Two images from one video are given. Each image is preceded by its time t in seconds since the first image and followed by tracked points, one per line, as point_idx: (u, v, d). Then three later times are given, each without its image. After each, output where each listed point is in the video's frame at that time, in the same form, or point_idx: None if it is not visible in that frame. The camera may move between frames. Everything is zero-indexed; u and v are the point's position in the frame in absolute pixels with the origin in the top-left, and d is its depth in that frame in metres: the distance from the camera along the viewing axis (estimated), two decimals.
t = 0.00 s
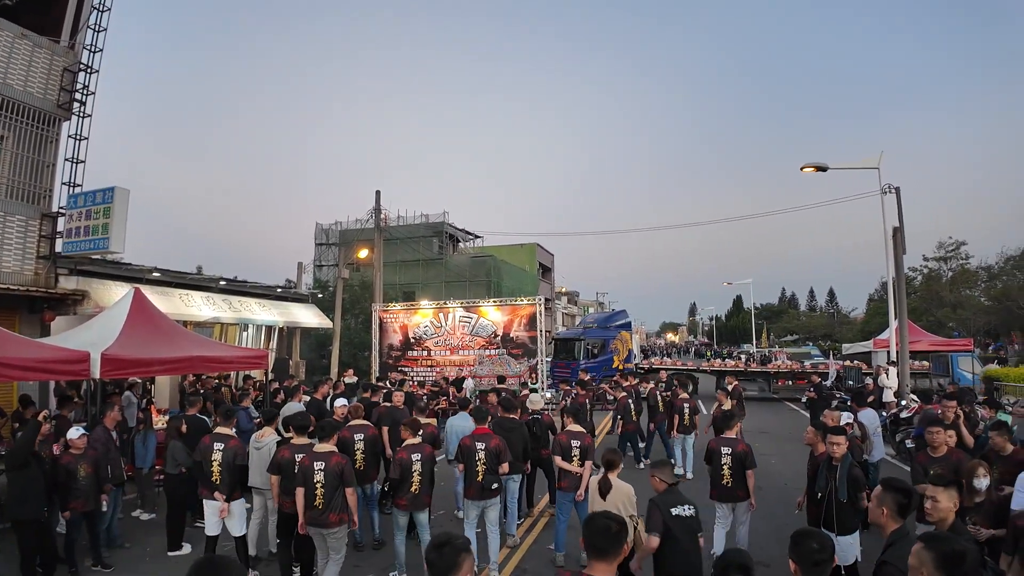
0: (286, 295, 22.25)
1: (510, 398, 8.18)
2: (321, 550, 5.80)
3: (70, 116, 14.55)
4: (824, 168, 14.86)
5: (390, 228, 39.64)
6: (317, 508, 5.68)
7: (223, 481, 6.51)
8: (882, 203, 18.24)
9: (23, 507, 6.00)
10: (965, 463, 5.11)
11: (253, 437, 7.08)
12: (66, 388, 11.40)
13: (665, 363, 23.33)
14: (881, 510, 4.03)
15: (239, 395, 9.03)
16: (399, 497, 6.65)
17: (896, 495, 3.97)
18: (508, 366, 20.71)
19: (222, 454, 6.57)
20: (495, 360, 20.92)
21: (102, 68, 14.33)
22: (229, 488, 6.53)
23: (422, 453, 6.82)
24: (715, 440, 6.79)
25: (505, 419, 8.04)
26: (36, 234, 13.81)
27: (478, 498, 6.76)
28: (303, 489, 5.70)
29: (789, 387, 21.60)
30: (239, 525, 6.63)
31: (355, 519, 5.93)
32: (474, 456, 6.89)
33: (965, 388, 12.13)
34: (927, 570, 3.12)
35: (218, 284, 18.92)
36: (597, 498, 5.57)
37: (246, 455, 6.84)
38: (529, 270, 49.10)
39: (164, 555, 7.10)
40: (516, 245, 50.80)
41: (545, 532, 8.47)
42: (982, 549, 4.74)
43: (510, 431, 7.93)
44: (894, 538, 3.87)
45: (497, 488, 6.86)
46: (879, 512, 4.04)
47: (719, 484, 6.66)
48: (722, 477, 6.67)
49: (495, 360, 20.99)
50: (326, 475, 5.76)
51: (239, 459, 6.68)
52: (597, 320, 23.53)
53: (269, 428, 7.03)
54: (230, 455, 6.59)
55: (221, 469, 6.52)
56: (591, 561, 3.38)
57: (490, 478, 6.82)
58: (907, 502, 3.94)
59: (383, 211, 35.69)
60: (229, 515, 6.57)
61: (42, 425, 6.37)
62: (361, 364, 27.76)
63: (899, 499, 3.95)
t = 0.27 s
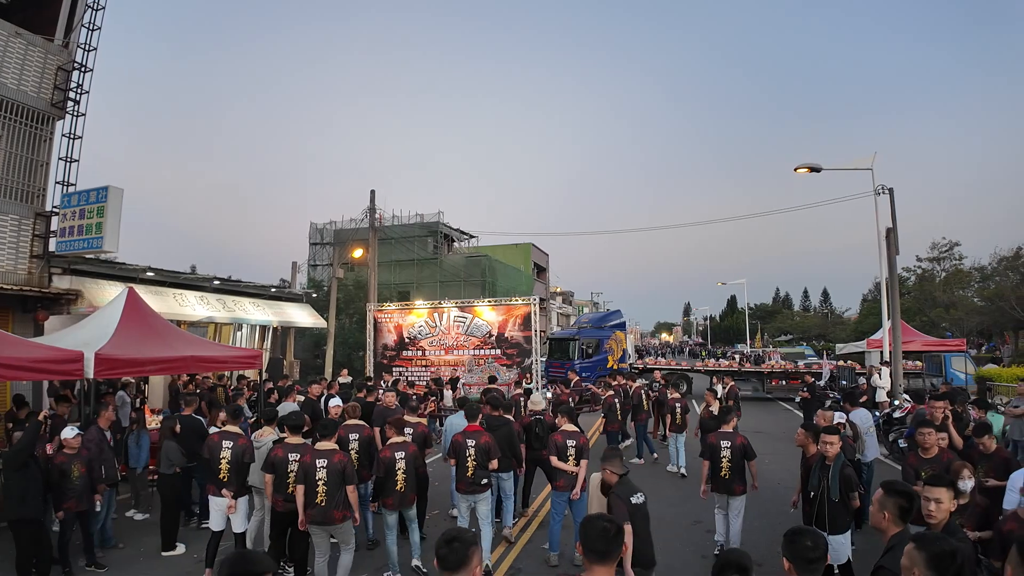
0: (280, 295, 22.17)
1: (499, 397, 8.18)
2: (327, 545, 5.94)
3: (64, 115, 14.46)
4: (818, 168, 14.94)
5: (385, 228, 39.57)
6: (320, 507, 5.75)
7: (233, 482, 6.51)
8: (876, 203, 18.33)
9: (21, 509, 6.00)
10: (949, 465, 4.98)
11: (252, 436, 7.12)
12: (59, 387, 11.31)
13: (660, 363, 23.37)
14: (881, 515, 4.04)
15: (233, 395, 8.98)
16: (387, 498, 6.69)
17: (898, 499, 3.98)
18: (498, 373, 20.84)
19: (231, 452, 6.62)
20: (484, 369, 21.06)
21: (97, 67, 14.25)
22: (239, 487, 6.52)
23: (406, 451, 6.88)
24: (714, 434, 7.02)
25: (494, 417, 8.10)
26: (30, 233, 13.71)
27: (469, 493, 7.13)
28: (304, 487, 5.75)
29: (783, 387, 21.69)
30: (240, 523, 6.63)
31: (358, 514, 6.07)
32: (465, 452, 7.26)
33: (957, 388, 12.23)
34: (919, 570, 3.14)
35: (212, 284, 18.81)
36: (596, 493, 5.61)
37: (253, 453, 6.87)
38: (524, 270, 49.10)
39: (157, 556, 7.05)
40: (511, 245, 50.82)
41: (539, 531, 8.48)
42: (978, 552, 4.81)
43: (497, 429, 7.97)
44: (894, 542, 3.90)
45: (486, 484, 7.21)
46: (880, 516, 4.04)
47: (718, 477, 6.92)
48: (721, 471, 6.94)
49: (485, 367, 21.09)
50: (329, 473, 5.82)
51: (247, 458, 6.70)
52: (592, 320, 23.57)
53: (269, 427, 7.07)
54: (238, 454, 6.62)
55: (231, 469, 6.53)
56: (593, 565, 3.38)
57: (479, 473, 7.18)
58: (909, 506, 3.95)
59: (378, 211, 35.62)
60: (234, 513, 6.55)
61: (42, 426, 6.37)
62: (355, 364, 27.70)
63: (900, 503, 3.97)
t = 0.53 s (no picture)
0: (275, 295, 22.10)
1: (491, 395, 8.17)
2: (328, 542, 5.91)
3: (60, 114, 14.38)
4: (814, 169, 15.00)
5: (381, 228, 39.51)
6: (328, 505, 5.76)
7: (235, 479, 6.47)
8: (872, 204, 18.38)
9: (25, 509, 5.96)
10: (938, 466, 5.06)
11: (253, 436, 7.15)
12: (54, 387, 11.24)
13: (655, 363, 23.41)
14: (881, 518, 4.06)
15: (228, 395, 8.95)
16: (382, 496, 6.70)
17: (898, 502, 4.00)
18: (489, 365, 20.88)
19: (234, 450, 6.57)
20: (476, 362, 21.07)
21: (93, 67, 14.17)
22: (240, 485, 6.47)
23: (398, 449, 6.93)
24: (708, 433, 7.05)
25: (488, 414, 8.08)
26: (25, 233, 13.63)
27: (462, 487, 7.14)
28: (310, 485, 5.78)
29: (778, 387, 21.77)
30: (239, 521, 6.50)
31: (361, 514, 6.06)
32: (461, 447, 7.33)
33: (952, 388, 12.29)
34: (914, 570, 3.14)
35: (208, 284, 18.72)
36: (608, 491, 5.83)
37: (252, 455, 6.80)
38: (520, 270, 49.13)
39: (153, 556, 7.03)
40: (507, 245, 50.84)
41: (536, 530, 8.45)
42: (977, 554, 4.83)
43: (491, 426, 7.96)
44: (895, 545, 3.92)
45: (479, 477, 7.20)
46: (881, 519, 4.06)
47: (715, 475, 6.96)
48: (716, 468, 6.99)
49: (477, 361, 21.11)
50: (336, 471, 5.85)
51: (250, 457, 6.65)
52: (588, 320, 23.62)
53: (267, 428, 7.08)
54: (242, 452, 6.59)
55: (234, 465, 6.50)
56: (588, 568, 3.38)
57: (472, 467, 7.17)
58: (909, 509, 3.97)
59: (374, 210, 35.56)
60: (234, 510, 6.47)
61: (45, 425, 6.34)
62: (351, 364, 27.65)
63: (901, 506, 3.99)
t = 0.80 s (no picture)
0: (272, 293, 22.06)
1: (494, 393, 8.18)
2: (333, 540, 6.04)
3: (56, 112, 14.32)
4: (811, 168, 15.02)
5: (378, 226, 39.45)
6: (336, 501, 5.92)
7: (228, 478, 6.45)
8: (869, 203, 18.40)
9: (28, 507, 5.95)
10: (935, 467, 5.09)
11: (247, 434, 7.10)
12: (51, 386, 11.21)
13: (652, 362, 23.43)
14: (885, 516, 4.07)
15: (225, 394, 8.92)
16: (382, 491, 6.71)
17: (902, 501, 4.00)
18: (484, 371, 20.89)
19: (229, 449, 6.56)
20: (472, 364, 21.08)
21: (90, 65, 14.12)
22: (235, 482, 6.47)
23: (398, 446, 6.98)
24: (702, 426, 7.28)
25: (491, 413, 8.04)
26: (21, 231, 13.56)
27: (464, 484, 7.26)
28: (319, 481, 5.92)
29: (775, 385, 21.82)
30: (235, 520, 6.49)
31: (369, 511, 6.20)
32: (461, 445, 7.33)
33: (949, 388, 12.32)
34: (914, 569, 3.14)
35: (205, 282, 18.67)
36: (614, 488, 5.92)
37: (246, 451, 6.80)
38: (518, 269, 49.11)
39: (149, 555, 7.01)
40: (505, 244, 50.83)
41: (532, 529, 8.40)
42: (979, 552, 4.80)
43: (496, 424, 8.01)
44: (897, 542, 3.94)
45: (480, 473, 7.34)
46: (884, 518, 4.08)
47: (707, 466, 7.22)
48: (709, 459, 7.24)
49: (473, 364, 21.13)
50: (345, 468, 6.01)
51: (245, 454, 6.64)
52: (585, 318, 23.65)
53: (262, 427, 7.03)
54: (236, 451, 6.55)
55: (227, 463, 6.48)
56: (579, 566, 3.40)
57: (474, 463, 7.31)
58: (913, 507, 3.97)
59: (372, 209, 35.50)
60: (229, 507, 6.48)
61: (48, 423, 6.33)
62: (348, 362, 27.62)
63: (905, 505, 3.99)
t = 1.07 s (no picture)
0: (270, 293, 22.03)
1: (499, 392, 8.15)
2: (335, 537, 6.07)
3: (54, 111, 14.29)
4: (809, 168, 15.04)
5: (376, 225, 39.40)
6: (340, 499, 5.93)
7: (216, 473, 6.46)
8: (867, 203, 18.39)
9: (29, 506, 5.94)
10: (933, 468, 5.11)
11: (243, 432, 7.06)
12: (48, 385, 11.18)
13: (650, 361, 23.44)
14: (889, 513, 4.08)
15: (224, 393, 8.92)
16: (382, 488, 6.73)
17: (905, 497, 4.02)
18: (484, 367, 20.91)
19: (217, 447, 6.59)
20: (471, 362, 21.07)
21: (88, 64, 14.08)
22: (223, 479, 6.42)
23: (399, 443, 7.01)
24: (698, 423, 7.55)
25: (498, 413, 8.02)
26: (19, 230, 13.53)
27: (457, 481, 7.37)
28: (323, 479, 5.96)
29: (772, 385, 21.86)
30: (229, 516, 6.47)
31: (371, 510, 6.20)
32: (455, 444, 7.34)
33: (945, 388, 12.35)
34: (912, 569, 3.15)
35: (203, 281, 18.64)
36: (615, 488, 5.92)
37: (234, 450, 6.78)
38: (516, 269, 49.11)
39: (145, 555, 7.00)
40: (503, 243, 50.82)
41: (530, 528, 8.38)
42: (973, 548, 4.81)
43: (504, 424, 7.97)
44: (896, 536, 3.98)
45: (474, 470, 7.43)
46: (887, 515, 4.10)
47: (702, 462, 7.33)
48: (704, 456, 7.37)
49: (472, 361, 21.13)
50: (349, 467, 6.01)
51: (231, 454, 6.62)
52: (583, 318, 23.66)
53: (257, 425, 6.96)
54: (223, 448, 6.56)
55: (216, 459, 6.50)
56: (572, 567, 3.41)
57: (468, 461, 7.35)
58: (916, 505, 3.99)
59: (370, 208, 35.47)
60: (220, 504, 6.45)
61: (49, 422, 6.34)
62: (346, 361, 27.59)
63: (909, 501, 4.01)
